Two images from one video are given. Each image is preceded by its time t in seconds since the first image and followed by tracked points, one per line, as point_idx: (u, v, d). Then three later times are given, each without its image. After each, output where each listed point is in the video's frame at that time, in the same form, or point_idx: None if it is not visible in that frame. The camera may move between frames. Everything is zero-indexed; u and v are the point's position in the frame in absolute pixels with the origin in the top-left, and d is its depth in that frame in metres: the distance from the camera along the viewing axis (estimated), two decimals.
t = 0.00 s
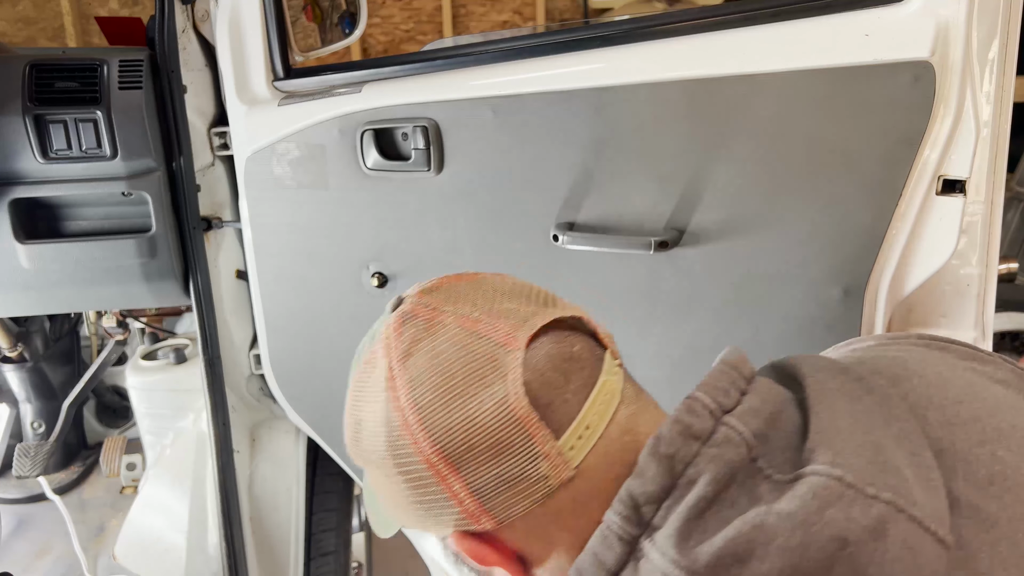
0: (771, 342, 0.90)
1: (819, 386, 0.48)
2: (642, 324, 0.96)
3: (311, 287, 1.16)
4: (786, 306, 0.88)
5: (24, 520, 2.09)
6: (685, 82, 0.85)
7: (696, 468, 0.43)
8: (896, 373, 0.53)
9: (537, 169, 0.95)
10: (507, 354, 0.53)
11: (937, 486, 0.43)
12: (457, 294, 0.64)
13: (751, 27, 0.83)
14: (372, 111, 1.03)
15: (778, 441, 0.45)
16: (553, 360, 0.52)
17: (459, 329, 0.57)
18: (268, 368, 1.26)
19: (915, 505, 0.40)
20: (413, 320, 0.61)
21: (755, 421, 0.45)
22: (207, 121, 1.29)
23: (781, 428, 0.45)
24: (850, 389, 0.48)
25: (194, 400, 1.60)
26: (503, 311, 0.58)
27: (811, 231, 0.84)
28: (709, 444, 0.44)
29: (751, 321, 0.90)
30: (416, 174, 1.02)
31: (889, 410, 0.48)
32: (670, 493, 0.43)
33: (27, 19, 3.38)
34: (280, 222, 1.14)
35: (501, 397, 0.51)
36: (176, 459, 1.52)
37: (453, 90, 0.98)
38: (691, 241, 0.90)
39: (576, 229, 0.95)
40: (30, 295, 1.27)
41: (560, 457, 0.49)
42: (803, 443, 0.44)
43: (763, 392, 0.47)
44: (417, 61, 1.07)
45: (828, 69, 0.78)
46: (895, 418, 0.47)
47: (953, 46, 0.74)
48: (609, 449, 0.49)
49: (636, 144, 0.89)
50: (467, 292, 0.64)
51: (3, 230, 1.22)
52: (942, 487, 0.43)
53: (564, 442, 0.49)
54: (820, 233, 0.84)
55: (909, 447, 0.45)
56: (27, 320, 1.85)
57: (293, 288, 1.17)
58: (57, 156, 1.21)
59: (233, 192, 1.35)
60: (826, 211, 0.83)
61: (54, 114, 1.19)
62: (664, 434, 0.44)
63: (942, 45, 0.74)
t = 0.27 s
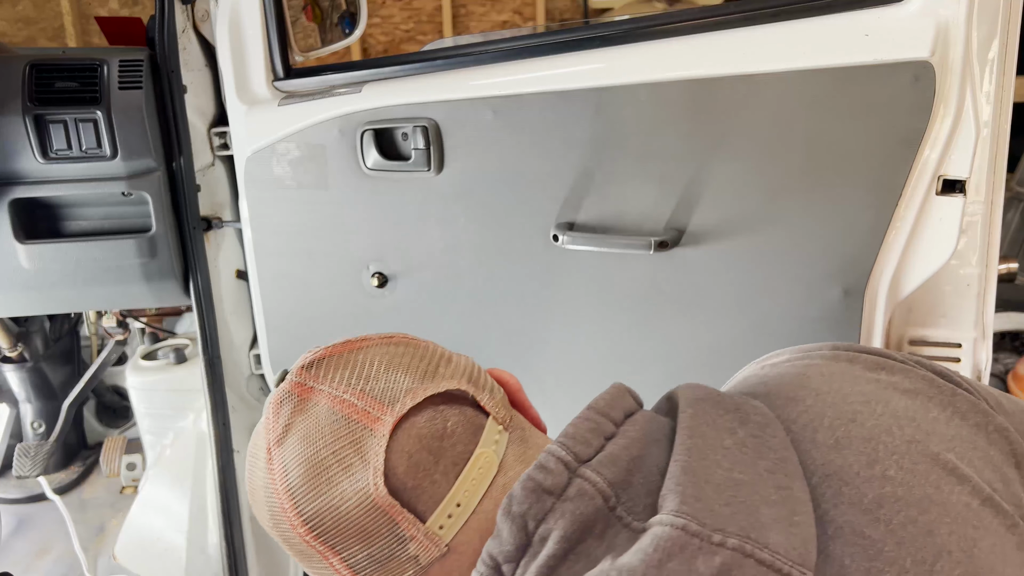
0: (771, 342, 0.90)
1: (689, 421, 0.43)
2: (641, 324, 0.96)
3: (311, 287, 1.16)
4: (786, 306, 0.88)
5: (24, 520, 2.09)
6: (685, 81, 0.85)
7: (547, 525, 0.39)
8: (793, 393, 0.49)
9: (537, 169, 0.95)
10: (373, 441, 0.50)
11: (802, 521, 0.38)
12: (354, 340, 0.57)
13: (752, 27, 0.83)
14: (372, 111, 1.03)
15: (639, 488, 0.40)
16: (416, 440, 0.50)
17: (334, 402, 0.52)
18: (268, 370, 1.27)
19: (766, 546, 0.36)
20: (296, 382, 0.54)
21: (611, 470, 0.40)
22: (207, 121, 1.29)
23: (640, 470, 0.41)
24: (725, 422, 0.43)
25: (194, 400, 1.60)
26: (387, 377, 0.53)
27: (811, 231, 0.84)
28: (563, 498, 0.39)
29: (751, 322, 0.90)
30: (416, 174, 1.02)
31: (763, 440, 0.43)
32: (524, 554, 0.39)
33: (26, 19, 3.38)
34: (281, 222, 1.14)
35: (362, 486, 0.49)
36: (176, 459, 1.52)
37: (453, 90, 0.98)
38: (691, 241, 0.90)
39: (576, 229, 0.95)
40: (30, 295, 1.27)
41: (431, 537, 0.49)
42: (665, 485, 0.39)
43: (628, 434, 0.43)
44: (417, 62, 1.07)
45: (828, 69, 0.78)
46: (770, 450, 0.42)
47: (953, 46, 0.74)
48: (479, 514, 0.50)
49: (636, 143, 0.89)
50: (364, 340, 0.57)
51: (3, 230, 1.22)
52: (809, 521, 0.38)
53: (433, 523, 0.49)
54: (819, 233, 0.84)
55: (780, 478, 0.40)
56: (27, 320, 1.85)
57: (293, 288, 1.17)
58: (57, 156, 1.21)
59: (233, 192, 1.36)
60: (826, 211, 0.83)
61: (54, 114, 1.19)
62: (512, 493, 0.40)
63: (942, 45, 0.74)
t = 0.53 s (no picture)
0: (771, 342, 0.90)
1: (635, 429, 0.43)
2: (641, 324, 0.96)
3: (312, 287, 1.16)
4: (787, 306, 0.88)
5: (24, 520, 2.09)
6: (685, 82, 0.85)
7: (499, 544, 0.39)
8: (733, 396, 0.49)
9: (537, 169, 0.95)
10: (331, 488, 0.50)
11: (744, 521, 0.38)
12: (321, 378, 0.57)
13: (752, 27, 0.83)
14: (373, 111, 1.03)
15: (589, 499, 0.40)
16: (370, 487, 0.51)
17: (293, 442, 0.52)
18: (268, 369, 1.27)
19: (709, 547, 0.36)
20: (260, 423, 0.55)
21: (562, 484, 0.40)
22: (207, 121, 1.30)
23: (592, 482, 0.41)
24: (670, 432, 0.43)
25: (195, 400, 1.60)
26: (347, 421, 0.53)
27: (811, 231, 0.84)
28: (514, 517, 0.39)
29: (750, 321, 0.90)
30: (416, 174, 1.02)
31: (707, 445, 0.43)
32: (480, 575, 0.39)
33: (26, 19, 3.38)
34: (281, 222, 1.14)
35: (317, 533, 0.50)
36: (176, 459, 1.52)
37: (453, 90, 0.98)
38: (691, 241, 0.90)
39: (576, 229, 0.95)
40: (30, 295, 1.27)
41: None
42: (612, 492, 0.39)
43: (579, 449, 0.43)
44: (417, 61, 1.07)
45: (828, 69, 0.78)
46: (712, 455, 0.42)
47: (952, 46, 0.74)
48: (435, 550, 0.51)
49: (636, 143, 0.89)
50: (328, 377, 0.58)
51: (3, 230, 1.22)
52: (750, 522, 0.38)
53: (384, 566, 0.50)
54: (819, 233, 0.84)
55: (721, 480, 0.40)
56: (27, 320, 1.85)
57: (293, 288, 1.17)
58: (57, 156, 1.21)
59: (233, 192, 1.36)
60: (826, 211, 0.83)
61: (55, 114, 1.19)
62: (465, 516, 0.40)
63: (941, 45, 0.74)
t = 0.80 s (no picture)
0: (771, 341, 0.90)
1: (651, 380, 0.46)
2: (640, 324, 0.96)
3: (312, 287, 1.16)
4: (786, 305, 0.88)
5: (24, 520, 2.09)
6: (686, 81, 0.85)
7: (516, 480, 0.42)
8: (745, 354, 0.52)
9: (536, 169, 0.95)
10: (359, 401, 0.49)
11: (757, 470, 0.41)
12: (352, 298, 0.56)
13: (753, 27, 0.83)
14: (373, 111, 1.03)
15: (603, 443, 0.43)
16: (396, 411, 0.49)
17: (324, 357, 0.51)
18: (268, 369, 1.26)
19: (723, 492, 0.39)
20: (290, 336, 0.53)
21: (577, 427, 0.43)
22: (207, 121, 1.30)
23: (607, 426, 0.44)
24: (682, 382, 0.46)
25: (195, 399, 1.60)
26: (379, 340, 0.51)
27: (811, 231, 0.84)
28: (532, 454, 0.42)
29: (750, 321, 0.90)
30: (416, 174, 1.03)
31: (720, 398, 0.45)
32: (496, 507, 0.42)
33: (26, 20, 3.39)
34: (281, 223, 1.15)
35: (338, 453, 0.49)
36: (176, 459, 1.52)
37: (453, 90, 0.98)
38: (691, 241, 0.90)
39: (576, 229, 0.95)
40: (30, 294, 1.27)
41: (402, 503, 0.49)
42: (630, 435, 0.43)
43: (596, 394, 0.46)
44: (417, 62, 1.07)
45: (828, 68, 0.78)
46: (726, 407, 0.45)
47: (952, 46, 0.74)
48: (453, 483, 0.49)
49: (636, 143, 0.89)
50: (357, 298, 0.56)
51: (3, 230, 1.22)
52: (763, 471, 0.41)
53: (405, 489, 0.49)
54: (818, 232, 0.84)
55: (736, 431, 0.43)
56: (27, 320, 1.85)
57: (293, 288, 1.18)
58: (58, 156, 1.21)
59: (233, 192, 1.37)
60: (825, 210, 0.83)
61: (55, 114, 1.19)
62: (485, 451, 0.43)
63: (941, 46, 0.74)
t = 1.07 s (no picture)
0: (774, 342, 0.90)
1: (810, 351, 0.49)
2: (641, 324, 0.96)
3: (312, 287, 1.16)
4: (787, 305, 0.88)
5: (24, 520, 2.09)
6: (685, 82, 0.85)
7: (646, 428, 0.45)
8: (918, 344, 0.54)
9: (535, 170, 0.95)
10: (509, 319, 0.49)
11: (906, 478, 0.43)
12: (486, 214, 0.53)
13: (753, 27, 0.83)
14: (373, 111, 1.03)
15: (744, 409, 0.46)
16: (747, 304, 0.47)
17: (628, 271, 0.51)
18: (268, 369, 1.25)
19: (866, 496, 0.41)
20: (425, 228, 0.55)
21: (721, 387, 0.47)
22: (207, 121, 1.29)
23: (754, 395, 0.47)
24: (842, 360, 0.49)
25: (195, 400, 1.60)
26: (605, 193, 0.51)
27: (812, 231, 0.84)
28: (668, 406, 0.46)
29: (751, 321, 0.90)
30: (416, 174, 1.02)
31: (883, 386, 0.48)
32: (622, 448, 0.45)
33: (26, 19, 3.40)
34: (281, 222, 1.14)
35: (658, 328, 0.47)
36: (177, 459, 1.52)
37: (453, 90, 0.98)
38: (692, 241, 0.88)
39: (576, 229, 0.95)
40: (30, 295, 1.27)
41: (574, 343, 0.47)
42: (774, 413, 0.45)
43: (744, 356, 0.49)
44: (417, 62, 1.07)
45: (828, 69, 0.78)
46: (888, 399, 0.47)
47: (953, 47, 0.74)
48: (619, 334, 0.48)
49: (637, 143, 0.89)
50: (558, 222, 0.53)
51: (3, 230, 1.22)
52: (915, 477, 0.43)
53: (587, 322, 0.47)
54: (818, 233, 0.84)
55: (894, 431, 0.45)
56: (27, 320, 1.85)
57: (293, 288, 1.17)
58: (57, 156, 1.21)
59: (233, 192, 1.35)
60: (826, 211, 0.83)
61: (55, 114, 1.19)
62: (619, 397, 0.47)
63: (941, 46, 0.74)
